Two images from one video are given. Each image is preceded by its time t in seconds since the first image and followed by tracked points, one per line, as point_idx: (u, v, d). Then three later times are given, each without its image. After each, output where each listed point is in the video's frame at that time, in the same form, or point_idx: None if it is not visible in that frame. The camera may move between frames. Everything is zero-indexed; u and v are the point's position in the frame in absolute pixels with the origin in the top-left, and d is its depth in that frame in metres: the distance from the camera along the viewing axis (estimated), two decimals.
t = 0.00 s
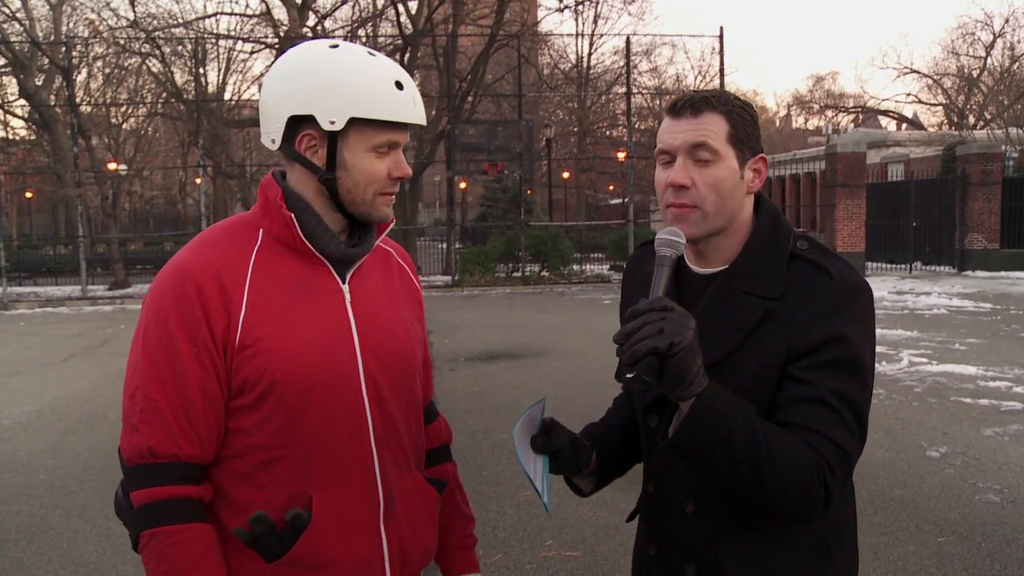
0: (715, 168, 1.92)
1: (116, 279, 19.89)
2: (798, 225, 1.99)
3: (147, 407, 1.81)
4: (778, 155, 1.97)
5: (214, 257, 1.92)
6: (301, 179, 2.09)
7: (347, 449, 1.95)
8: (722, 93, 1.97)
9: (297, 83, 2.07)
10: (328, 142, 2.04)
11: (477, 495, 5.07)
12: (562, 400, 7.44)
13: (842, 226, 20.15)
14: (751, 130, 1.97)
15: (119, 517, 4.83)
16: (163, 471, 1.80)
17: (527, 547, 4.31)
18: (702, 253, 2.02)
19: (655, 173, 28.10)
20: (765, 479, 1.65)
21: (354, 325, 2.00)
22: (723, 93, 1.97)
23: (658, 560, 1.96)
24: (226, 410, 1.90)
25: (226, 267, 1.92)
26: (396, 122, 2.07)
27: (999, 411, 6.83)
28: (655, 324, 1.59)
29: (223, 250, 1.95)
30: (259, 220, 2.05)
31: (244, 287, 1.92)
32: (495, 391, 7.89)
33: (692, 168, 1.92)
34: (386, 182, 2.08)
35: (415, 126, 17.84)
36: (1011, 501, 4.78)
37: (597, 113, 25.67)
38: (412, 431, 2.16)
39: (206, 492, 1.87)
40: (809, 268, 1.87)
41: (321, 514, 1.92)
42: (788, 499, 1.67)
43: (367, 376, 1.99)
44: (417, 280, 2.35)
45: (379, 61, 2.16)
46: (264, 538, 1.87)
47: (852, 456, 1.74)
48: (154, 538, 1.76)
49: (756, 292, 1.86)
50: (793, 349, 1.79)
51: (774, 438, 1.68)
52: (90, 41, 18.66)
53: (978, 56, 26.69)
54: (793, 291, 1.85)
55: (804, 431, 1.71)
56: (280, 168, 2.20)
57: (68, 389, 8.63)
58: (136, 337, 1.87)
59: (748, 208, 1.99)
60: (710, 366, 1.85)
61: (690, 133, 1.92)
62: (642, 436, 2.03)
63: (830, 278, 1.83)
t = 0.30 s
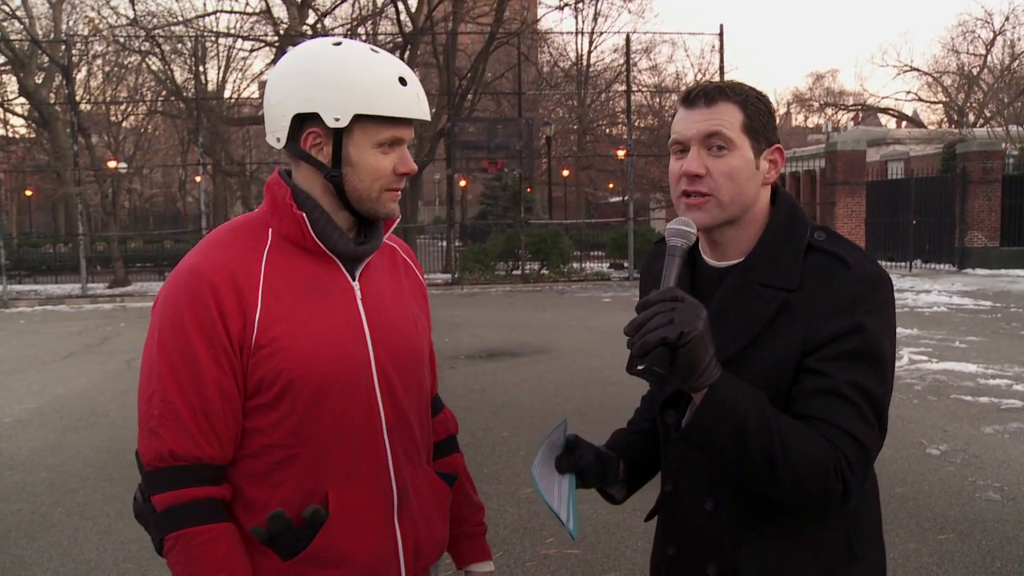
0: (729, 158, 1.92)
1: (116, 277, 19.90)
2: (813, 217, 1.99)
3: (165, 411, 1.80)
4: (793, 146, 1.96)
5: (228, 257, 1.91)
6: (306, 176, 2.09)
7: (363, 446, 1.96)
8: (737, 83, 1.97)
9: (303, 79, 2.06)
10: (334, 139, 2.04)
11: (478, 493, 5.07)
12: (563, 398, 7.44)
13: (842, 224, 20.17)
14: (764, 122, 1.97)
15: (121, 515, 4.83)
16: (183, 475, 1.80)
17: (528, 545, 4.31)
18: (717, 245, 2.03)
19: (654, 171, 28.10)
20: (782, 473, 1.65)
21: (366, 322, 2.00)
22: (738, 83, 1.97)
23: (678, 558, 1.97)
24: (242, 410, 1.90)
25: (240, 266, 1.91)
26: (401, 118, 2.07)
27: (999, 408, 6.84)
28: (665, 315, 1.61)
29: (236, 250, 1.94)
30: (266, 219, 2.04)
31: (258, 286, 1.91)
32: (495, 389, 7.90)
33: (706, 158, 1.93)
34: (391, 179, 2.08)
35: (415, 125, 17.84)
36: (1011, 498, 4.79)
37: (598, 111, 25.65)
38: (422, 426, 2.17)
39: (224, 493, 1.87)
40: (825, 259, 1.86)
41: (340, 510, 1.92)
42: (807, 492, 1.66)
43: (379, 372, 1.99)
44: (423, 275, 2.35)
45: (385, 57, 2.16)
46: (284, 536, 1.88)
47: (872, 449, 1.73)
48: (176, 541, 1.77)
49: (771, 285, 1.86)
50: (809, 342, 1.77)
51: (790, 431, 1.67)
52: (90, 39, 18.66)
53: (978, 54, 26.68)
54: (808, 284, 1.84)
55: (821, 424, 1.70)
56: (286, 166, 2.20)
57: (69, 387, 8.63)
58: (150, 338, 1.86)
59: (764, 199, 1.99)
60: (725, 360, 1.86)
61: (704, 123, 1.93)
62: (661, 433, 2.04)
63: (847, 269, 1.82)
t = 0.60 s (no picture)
0: (737, 149, 1.92)
1: (114, 278, 19.89)
2: (821, 208, 2.00)
3: (159, 411, 1.81)
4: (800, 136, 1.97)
5: (224, 257, 1.92)
6: (305, 177, 2.10)
7: (360, 448, 1.97)
8: (743, 73, 1.97)
9: (302, 78, 2.07)
10: (332, 140, 2.05)
11: (476, 492, 5.08)
12: (561, 396, 7.45)
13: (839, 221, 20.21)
14: (772, 112, 1.97)
15: (119, 516, 4.84)
16: (176, 473, 1.81)
17: (527, 544, 4.32)
18: (727, 237, 2.04)
19: (652, 170, 28.13)
20: (804, 468, 1.63)
21: (363, 324, 2.01)
22: (745, 72, 1.97)
23: (705, 558, 1.97)
24: (237, 412, 1.91)
25: (237, 267, 1.92)
26: (398, 119, 2.08)
27: (996, 405, 6.86)
28: (677, 313, 1.61)
29: (231, 251, 1.95)
30: (265, 219, 2.05)
31: (255, 286, 1.92)
32: (493, 388, 7.91)
33: (711, 150, 1.93)
34: (388, 179, 2.09)
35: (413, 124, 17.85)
36: (1009, 495, 4.80)
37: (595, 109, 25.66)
38: (418, 427, 2.18)
39: (219, 493, 1.88)
40: (840, 251, 1.86)
41: (335, 512, 1.93)
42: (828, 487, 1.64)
43: (375, 373, 2.00)
44: (419, 277, 2.36)
45: (384, 56, 2.17)
46: (279, 537, 1.89)
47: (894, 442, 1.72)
48: (167, 541, 1.78)
49: (785, 278, 1.87)
50: (824, 335, 1.78)
51: (808, 423, 1.67)
52: (87, 39, 18.65)
53: (975, 50, 26.71)
54: (822, 276, 1.85)
55: (839, 417, 1.69)
56: (285, 167, 2.21)
57: (67, 388, 8.63)
58: (146, 336, 1.87)
59: (773, 191, 2.00)
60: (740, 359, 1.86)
61: (709, 115, 1.93)
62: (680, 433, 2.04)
63: (861, 257, 1.82)
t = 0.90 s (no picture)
0: (741, 145, 1.91)
1: (112, 278, 19.86)
2: (824, 206, 1.99)
3: (144, 405, 1.79)
4: (804, 133, 1.96)
5: (217, 253, 1.91)
6: (299, 175, 2.08)
7: (349, 452, 1.95)
8: (745, 69, 1.97)
9: (295, 76, 2.06)
10: (323, 137, 2.04)
11: (475, 491, 5.07)
12: (560, 395, 7.45)
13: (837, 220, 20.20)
14: (774, 109, 1.96)
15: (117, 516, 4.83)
16: (161, 467, 1.79)
17: (525, 543, 4.31)
18: (729, 238, 2.02)
19: (650, 169, 28.13)
20: (816, 467, 1.61)
21: (356, 327, 2.00)
22: (747, 69, 1.97)
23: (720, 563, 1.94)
24: (224, 408, 1.90)
25: (230, 266, 1.91)
26: (392, 117, 2.06)
27: (995, 404, 6.85)
28: (682, 315, 1.63)
29: (224, 246, 1.94)
30: (261, 217, 2.04)
31: (248, 285, 1.91)
32: (491, 387, 7.91)
33: (714, 146, 1.91)
34: (384, 177, 2.07)
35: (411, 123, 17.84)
36: (1008, 494, 4.80)
37: (593, 109, 25.66)
38: (409, 430, 2.16)
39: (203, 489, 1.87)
40: (847, 248, 1.85)
41: (323, 513, 1.92)
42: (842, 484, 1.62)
43: (367, 379, 1.99)
44: (416, 279, 2.35)
45: (380, 54, 2.16)
46: (264, 537, 1.87)
47: (909, 440, 1.70)
48: (149, 535, 1.75)
49: (793, 275, 1.85)
50: (833, 334, 1.76)
51: (821, 420, 1.65)
52: (85, 39, 18.63)
53: (973, 50, 26.70)
54: (829, 274, 1.83)
55: (852, 414, 1.67)
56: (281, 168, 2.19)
57: (65, 388, 8.62)
58: (133, 329, 1.85)
59: (775, 187, 1.98)
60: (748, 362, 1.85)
61: (711, 112, 1.92)
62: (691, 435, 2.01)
63: (869, 252, 1.81)
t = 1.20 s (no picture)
0: (742, 161, 1.90)
1: (116, 277, 19.90)
2: (829, 219, 1.94)
3: (129, 400, 1.79)
4: (804, 145, 1.95)
5: (208, 253, 1.92)
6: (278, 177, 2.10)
7: (333, 456, 1.94)
8: (744, 81, 1.96)
9: (256, 78, 2.09)
10: (279, 131, 2.07)
11: (477, 492, 5.07)
12: (563, 396, 7.45)
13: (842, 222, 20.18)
14: (774, 124, 1.95)
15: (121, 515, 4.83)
16: (143, 463, 1.79)
17: (527, 544, 4.31)
18: (733, 253, 2.00)
19: (654, 170, 28.13)
20: (822, 489, 1.63)
21: (346, 334, 1.98)
22: (746, 81, 1.95)
23: None
24: (210, 406, 1.91)
25: (222, 265, 1.91)
26: (338, 95, 2.01)
27: (999, 406, 6.83)
28: (682, 350, 1.64)
29: (218, 246, 1.94)
30: (258, 216, 2.04)
31: (239, 286, 1.91)
32: (494, 387, 7.91)
33: (715, 162, 1.92)
34: (342, 163, 2.02)
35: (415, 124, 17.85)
36: (1011, 496, 4.78)
37: (597, 109, 25.65)
38: (401, 438, 2.14)
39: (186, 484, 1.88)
40: (853, 264, 1.82)
41: (301, 519, 1.91)
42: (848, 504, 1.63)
43: (355, 387, 1.97)
44: (422, 281, 2.32)
45: (341, 43, 2.13)
46: (241, 539, 1.88)
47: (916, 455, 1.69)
48: (130, 530, 1.76)
49: (796, 294, 1.83)
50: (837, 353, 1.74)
51: (826, 444, 1.66)
52: (90, 39, 18.66)
53: (979, 51, 26.66)
54: (833, 291, 1.80)
55: (860, 435, 1.67)
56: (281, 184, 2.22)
57: (69, 387, 8.62)
58: (123, 324, 1.86)
59: (778, 202, 1.98)
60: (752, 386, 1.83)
61: (711, 129, 1.92)
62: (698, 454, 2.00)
63: (873, 270, 1.78)
